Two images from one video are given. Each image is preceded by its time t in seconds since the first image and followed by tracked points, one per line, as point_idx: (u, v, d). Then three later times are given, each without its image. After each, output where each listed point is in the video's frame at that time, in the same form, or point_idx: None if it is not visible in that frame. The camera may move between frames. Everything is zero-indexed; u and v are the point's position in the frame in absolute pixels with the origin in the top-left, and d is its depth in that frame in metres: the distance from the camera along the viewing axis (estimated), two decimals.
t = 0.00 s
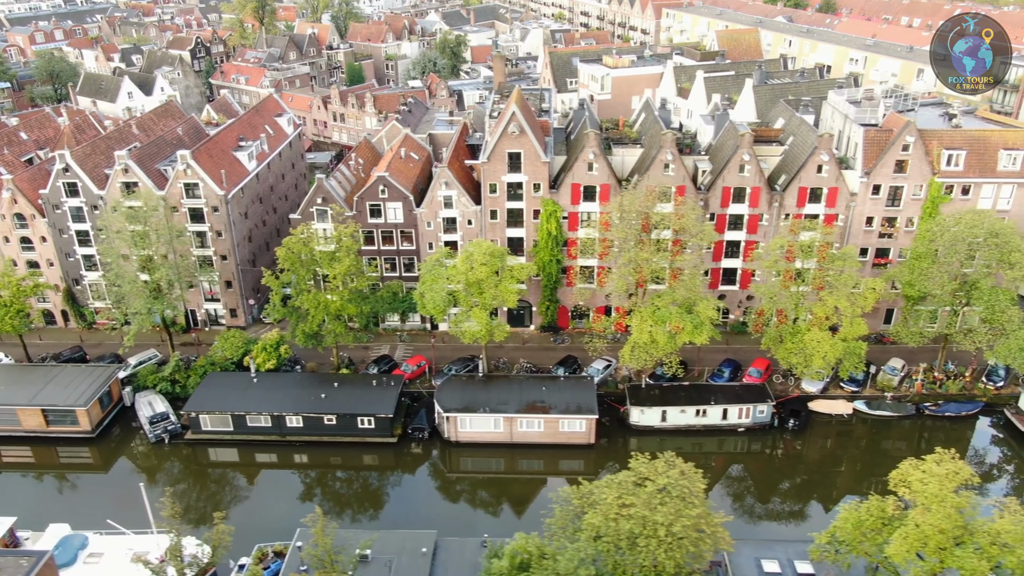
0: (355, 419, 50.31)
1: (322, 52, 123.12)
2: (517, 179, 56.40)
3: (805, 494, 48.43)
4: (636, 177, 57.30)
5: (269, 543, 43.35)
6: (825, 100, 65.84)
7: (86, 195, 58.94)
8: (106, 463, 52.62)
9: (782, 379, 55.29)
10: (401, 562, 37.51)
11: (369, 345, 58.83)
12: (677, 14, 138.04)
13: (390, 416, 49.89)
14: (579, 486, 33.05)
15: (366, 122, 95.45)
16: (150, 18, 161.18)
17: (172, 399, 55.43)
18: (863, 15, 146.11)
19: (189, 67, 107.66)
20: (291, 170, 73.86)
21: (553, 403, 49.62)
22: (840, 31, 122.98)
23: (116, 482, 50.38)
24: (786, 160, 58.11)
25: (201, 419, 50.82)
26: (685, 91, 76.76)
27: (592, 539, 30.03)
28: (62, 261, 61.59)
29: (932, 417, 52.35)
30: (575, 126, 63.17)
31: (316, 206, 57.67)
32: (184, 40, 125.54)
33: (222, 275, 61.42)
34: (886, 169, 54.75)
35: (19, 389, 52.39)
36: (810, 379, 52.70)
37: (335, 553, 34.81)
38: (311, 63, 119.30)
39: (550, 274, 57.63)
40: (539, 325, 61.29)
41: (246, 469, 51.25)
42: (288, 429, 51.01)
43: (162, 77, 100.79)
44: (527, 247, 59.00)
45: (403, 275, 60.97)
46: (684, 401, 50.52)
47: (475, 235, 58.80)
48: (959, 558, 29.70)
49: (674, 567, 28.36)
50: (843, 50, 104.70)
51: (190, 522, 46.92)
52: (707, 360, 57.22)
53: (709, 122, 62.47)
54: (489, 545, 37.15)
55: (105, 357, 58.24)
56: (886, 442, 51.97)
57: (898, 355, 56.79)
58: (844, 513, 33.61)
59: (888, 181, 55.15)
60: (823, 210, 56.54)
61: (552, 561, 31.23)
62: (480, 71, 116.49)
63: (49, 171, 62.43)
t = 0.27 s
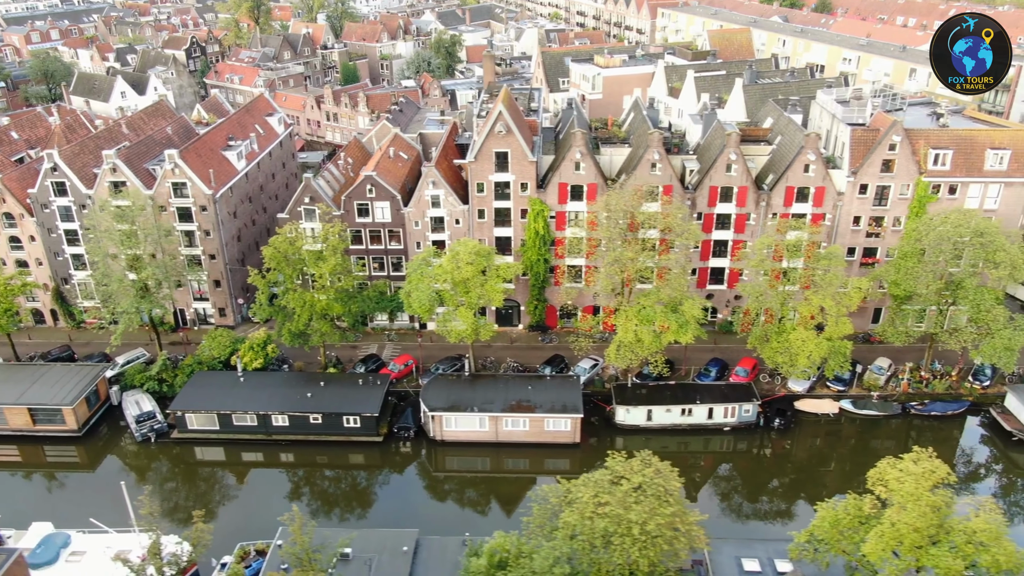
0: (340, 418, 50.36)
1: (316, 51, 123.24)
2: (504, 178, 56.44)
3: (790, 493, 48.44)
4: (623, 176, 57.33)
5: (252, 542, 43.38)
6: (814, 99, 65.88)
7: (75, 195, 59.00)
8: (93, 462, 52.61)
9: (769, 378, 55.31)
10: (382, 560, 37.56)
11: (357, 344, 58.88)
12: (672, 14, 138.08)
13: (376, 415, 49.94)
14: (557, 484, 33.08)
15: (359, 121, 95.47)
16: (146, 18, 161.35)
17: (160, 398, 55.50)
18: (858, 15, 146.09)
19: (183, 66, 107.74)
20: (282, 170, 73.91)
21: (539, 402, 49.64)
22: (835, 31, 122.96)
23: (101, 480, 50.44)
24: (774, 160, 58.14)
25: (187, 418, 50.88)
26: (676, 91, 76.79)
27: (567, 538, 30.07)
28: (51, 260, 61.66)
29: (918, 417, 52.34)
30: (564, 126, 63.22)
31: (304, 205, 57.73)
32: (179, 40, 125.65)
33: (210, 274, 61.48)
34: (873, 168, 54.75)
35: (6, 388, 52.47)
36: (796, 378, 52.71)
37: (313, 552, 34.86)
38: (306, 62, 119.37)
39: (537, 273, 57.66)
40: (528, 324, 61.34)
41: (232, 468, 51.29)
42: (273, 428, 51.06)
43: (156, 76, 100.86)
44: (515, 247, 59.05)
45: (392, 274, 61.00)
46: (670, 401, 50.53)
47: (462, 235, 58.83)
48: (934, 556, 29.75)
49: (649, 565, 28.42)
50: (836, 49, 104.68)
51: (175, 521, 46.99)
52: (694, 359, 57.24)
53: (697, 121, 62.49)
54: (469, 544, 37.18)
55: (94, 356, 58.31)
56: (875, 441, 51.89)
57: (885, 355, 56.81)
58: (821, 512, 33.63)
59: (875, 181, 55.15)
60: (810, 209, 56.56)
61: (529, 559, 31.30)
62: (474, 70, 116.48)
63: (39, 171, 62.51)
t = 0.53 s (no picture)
0: (326, 417, 50.41)
1: (311, 51, 123.35)
2: (492, 178, 56.50)
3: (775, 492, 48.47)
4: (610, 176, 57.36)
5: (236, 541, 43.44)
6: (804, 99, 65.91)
7: (63, 194, 59.08)
8: (80, 461, 52.66)
9: (756, 378, 55.33)
10: (362, 559, 37.60)
11: (345, 343, 58.92)
12: (667, 14, 138.12)
13: (361, 415, 50.01)
14: (534, 483, 33.08)
15: (352, 121, 95.47)
16: (142, 18, 161.41)
17: (147, 397, 55.54)
18: (854, 15, 146.05)
19: (177, 66, 107.84)
20: (272, 169, 73.94)
21: (524, 401, 49.67)
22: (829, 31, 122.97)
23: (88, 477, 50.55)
24: (761, 159, 58.16)
25: (173, 417, 50.94)
26: (667, 90, 76.81)
27: (543, 536, 30.11)
28: (39, 259, 61.72)
29: (905, 416, 52.36)
30: (552, 125, 63.27)
31: (291, 204, 57.77)
32: (174, 40, 125.76)
33: (199, 273, 61.51)
34: (860, 168, 54.77)
35: None
36: (782, 377, 52.72)
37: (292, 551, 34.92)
38: (300, 62, 119.41)
39: (524, 272, 57.70)
40: (516, 324, 61.38)
41: (218, 467, 51.33)
42: (259, 427, 51.10)
43: (149, 76, 100.93)
44: (502, 246, 59.10)
45: (380, 274, 61.03)
46: (656, 400, 50.55)
47: (450, 234, 58.87)
48: (909, 555, 29.76)
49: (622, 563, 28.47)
50: (829, 49, 104.68)
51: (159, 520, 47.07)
52: (682, 358, 57.28)
53: (686, 121, 62.50)
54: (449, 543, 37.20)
55: (82, 355, 58.37)
56: (864, 441, 51.92)
57: (872, 355, 56.82)
58: (799, 511, 33.65)
59: (862, 180, 55.17)
60: (797, 209, 56.57)
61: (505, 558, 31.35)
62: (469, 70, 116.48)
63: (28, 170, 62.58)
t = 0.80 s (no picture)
0: (311, 416, 50.45)
1: (305, 51, 123.46)
2: (478, 177, 56.55)
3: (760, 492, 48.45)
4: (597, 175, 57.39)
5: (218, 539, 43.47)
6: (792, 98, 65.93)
7: (51, 193, 59.16)
8: (66, 460, 52.68)
9: (742, 377, 55.34)
10: (343, 558, 37.65)
11: (333, 343, 58.97)
12: (662, 14, 138.19)
13: (346, 414, 50.07)
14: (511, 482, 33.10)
15: (345, 120, 95.49)
16: (138, 18, 161.67)
17: (134, 396, 55.60)
18: (849, 15, 146.05)
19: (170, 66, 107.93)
20: (262, 169, 73.97)
21: (509, 400, 49.71)
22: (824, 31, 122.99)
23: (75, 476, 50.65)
24: (749, 159, 58.18)
25: (159, 416, 51.00)
26: (658, 90, 76.82)
27: (517, 535, 30.14)
28: (28, 258, 61.78)
29: (890, 415, 52.39)
30: (541, 124, 63.31)
31: (279, 204, 57.80)
32: (169, 40, 125.92)
33: (187, 272, 61.54)
34: (846, 167, 54.78)
35: None
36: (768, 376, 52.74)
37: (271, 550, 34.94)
38: (294, 62, 119.54)
39: (512, 271, 57.74)
40: (504, 323, 61.41)
41: (203, 466, 51.37)
42: (245, 426, 51.14)
43: (142, 75, 101.01)
44: (490, 246, 59.14)
45: (368, 273, 61.06)
46: (641, 399, 50.57)
47: (437, 233, 58.90)
48: (884, 553, 29.75)
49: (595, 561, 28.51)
50: (822, 49, 104.71)
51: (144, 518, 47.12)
52: (669, 357, 57.31)
53: (674, 120, 62.53)
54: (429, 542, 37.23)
55: (70, 354, 58.42)
56: (849, 440, 51.91)
57: (860, 354, 56.82)
58: (776, 510, 33.65)
59: (848, 180, 55.19)
60: (784, 208, 56.59)
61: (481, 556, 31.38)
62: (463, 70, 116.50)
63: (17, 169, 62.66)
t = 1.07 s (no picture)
0: (297, 415, 50.50)
1: (299, 50, 123.54)
2: (465, 176, 56.60)
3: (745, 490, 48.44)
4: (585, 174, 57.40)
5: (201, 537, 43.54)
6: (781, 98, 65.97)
7: (39, 192, 59.19)
8: (53, 459, 52.65)
9: (729, 376, 55.35)
10: (323, 556, 37.68)
11: (320, 342, 59.00)
12: (657, 14, 138.24)
13: (332, 413, 50.12)
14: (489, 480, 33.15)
15: (338, 120, 95.50)
16: (135, 18, 161.89)
17: (121, 395, 55.64)
18: (844, 15, 146.05)
19: (164, 66, 108.09)
20: (252, 168, 74.01)
21: (493, 399, 49.75)
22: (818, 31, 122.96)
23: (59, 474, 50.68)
24: (736, 159, 58.21)
25: (145, 414, 51.05)
26: (649, 89, 76.85)
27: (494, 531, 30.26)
28: (17, 257, 61.81)
29: (876, 414, 52.39)
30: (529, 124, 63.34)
31: (266, 203, 57.85)
32: (164, 39, 126.12)
33: (176, 271, 61.57)
34: (833, 167, 54.80)
35: None
36: (754, 375, 52.74)
37: (250, 548, 34.99)
38: (288, 62, 119.63)
39: (499, 271, 57.79)
40: (492, 322, 61.43)
41: (189, 465, 51.40)
42: (230, 425, 51.18)
43: (136, 75, 101.10)
44: (477, 245, 59.18)
45: (356, 272, 61.09)
46: (626, 398, 50.60)
47: (425, 233, 58.93)
48: (858, 552, 29.74)
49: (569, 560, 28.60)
50: (816, 48, 104.70)
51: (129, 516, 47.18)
52: (656, 356, 57.32)
53: (662, 120, 62.55)
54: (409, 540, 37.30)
55: (58, 353, 58.43)
56: (835, 439, 51.92)
57: (847, 353, 56.83)
58: (753, 508, 33.61)
59: (835, 179, 55.21)
60: (771, 207, 56.62)
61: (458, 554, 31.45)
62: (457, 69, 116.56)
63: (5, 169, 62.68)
